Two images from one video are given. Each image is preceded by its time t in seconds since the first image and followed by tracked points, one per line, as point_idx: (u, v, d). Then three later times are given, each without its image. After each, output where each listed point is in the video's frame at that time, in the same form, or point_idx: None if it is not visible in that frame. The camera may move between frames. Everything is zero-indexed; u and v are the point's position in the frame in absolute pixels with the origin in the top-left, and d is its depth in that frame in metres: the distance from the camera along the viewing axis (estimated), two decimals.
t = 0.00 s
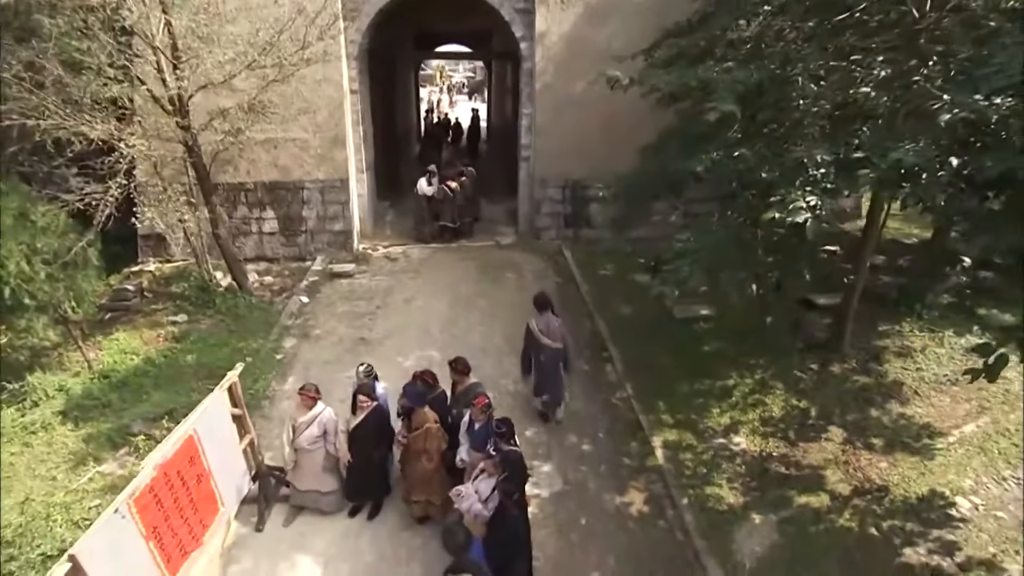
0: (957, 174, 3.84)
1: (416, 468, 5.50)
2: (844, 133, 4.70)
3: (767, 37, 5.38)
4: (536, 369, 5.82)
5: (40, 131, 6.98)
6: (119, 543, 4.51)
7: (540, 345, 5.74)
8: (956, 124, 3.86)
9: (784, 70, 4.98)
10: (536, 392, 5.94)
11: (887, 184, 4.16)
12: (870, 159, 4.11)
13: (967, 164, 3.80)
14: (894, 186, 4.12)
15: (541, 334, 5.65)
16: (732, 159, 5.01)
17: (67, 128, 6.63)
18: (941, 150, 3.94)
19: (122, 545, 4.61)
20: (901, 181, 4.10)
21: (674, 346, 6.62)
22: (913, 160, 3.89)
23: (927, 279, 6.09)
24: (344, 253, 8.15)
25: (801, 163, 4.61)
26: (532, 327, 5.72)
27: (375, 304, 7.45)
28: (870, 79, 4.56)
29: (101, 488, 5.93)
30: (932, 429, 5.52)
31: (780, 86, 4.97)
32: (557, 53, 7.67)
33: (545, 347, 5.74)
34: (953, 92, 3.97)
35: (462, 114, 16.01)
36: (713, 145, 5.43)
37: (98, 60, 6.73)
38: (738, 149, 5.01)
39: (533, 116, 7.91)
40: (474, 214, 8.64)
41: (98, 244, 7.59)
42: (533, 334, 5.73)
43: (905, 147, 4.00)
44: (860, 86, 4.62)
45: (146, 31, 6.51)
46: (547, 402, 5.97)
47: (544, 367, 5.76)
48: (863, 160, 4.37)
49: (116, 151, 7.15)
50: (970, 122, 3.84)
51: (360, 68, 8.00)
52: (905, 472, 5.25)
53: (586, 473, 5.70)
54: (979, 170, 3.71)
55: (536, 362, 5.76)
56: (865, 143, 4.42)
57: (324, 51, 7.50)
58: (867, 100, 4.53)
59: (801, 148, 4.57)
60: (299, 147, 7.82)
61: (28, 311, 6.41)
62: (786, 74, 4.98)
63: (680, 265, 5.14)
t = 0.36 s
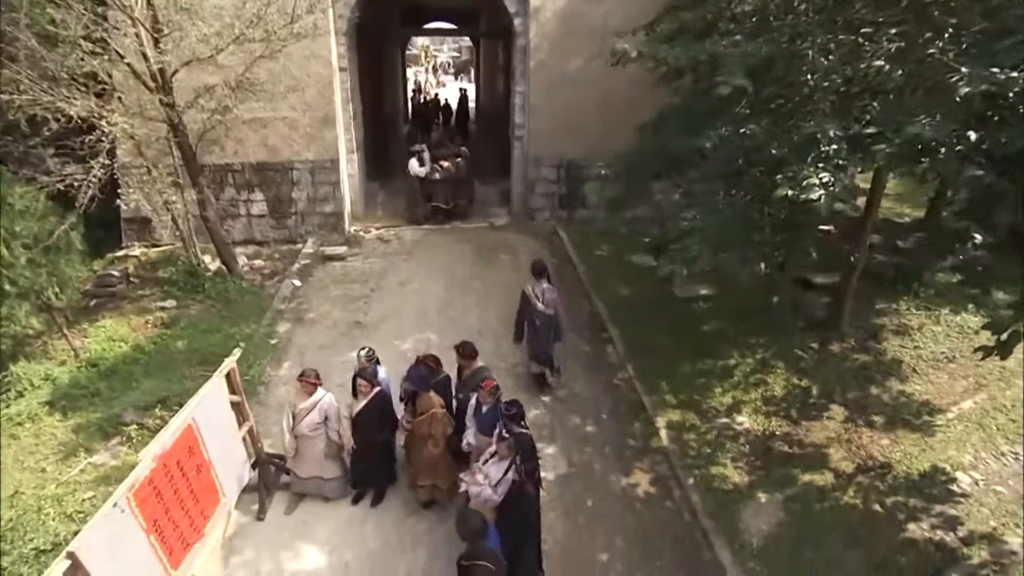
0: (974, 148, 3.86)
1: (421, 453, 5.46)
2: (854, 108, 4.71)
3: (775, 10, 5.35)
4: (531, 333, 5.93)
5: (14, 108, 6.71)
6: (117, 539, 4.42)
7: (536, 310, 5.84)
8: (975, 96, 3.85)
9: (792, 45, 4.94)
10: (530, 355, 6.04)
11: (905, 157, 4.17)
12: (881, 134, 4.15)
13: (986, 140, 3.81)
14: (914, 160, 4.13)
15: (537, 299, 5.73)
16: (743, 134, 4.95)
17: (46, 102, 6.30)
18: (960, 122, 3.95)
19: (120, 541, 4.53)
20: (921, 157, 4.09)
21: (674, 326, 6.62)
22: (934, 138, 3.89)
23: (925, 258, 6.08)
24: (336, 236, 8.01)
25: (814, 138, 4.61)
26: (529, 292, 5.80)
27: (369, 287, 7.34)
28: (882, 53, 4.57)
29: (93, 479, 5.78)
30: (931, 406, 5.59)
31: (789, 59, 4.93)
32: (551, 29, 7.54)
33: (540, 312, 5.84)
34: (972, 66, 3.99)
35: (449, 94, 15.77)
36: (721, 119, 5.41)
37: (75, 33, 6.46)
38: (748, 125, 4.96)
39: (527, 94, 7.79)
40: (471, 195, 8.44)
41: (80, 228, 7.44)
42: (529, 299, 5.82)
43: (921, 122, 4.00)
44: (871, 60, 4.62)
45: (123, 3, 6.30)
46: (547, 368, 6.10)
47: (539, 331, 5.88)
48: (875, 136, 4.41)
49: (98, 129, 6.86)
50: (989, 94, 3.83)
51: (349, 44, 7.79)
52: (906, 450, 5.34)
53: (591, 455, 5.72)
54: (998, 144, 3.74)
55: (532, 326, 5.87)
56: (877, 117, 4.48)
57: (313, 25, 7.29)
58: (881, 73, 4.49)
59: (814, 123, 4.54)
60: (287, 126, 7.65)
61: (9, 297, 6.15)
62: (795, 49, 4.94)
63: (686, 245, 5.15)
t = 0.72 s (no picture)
0: (986, 123, 3.93)
1: (424, 438, 5.41)
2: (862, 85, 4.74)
3: None
4: (518, 298, 6.05)
5: None
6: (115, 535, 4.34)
7: (524, 277, 5.96)
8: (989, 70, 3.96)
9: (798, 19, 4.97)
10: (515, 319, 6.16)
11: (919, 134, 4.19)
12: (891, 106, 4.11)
13: (998, 112, 3.89)
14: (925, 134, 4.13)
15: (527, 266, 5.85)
16: (746, 111, 5.09)
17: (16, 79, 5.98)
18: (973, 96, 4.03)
19: (119, 536, 4.45)
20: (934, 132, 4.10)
21: (670, 306, 6.64)
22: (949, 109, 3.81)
23: (920, 237, 6.32)
24: (324, 219, 7.86)
25: (821, 113, 4.61)
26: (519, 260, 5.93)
27: (361, 271, 7.22)
28: (890, 26, 4.62)
29: (82, 474, 5.61)
30: (926, 382, 5.70)
31: (794, 34, 4.96)
32: (542, 5, 7.37)
33: (528, 279, 5.96)
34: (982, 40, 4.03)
35: (432, 75, 15.51)
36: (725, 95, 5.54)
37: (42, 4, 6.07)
38: (752, 100, 5.09)
39: (517, 72, 7.64)
40: (463, 175, 8.29)
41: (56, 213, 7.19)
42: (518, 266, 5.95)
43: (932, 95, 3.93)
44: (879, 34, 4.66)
45: None
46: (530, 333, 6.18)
47: (526, 296, 6.01)
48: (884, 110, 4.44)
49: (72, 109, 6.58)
50: (1004, 67, 3.93)
51: (333, 20, 7.58)
52: (903, 425, 5.44)
53: (594, 437, 5.74)
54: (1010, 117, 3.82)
55: (520, 291, 5.99)
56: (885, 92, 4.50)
57: None
58: (889, 47, 4.53)
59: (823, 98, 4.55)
60: (270, 105, 7.46)
61: None
62: (799, 23, 4.97)
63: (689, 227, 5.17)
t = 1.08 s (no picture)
0: (995, 95, 3.86)
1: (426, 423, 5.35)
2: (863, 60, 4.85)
3: None
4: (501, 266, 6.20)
5: None
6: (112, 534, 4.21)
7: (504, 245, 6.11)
8: (997, 40, 3.89)
9: None
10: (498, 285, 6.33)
11: (925, 107, 4.13)
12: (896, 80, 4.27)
13: (1005, 84, 3.84)
14: (934, 107, 4.05)
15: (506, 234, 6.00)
16: (747, 87, 5.18)
17: None
18: (981, 68, 3.96)
19: (117, 535, 4.32)
20: (943, 105, 4.03)
21: (665, 286, 6.66)
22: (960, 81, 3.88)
23: (909, 214, 6.44)
24: (309, 203, 7.73)
25: (826, 88, 4.71)
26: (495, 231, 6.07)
27: (350, 256, 7.13)
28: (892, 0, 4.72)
29: (67, 470, 5.41)
30: (918, 357, 5.82)
31: (796, 8, 5.06)
32: None
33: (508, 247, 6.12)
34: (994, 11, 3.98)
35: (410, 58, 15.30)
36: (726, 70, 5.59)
37: None
38: (753, 75, 5.18)
39: (505, 50, 7.53)
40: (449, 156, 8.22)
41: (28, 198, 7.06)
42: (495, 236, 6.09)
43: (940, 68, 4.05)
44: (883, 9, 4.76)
45: None
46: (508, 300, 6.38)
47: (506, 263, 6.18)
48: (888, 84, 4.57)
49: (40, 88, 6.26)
50: (1013, 37, 3.85)
51: None
52: (898, 400, 5.57)
53: (595, 418, 5.75)
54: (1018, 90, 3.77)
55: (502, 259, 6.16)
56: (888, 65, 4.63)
57: None
58: (894, 19, 4.63)
59: (829, 73, 4.67)
60: (251, 86, 7.32)
61: None
62: None
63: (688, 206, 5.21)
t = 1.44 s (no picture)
0: (994, 68, 4.07)
1: (428, 409, 5.28)
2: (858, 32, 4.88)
3: None
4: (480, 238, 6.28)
5: None
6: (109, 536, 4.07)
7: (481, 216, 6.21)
8: (996, 14, 4.18)
9: None
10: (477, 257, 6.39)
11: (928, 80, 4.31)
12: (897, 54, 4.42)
13: (1005, 57, 4.04)
14: (938, 80, 4.25)
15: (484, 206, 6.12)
16: (745, 62, 5.25)
17: None
18: (982, 40, 4.16)
19: (114, 536, 4.18)
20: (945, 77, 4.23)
21: (656, 266, 6.69)
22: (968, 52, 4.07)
23: (891, 191, 6.47)
24: (291, 189, 7.66)
25: (826, 62, 4.74)
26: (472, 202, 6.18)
27: (337, 242, 7.06)
28: None
29: (50, 470, 5.21)
30: (906, 332, 5.96)
31: None
32: None
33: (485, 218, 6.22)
34: None
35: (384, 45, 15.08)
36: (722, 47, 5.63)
37: None
38: (750, 51, 5.24)
39: (488, 30, 7.38)
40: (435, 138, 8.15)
41: None
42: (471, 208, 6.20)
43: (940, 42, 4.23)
44: None
45: None
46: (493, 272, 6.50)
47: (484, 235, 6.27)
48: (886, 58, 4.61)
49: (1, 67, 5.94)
50: (1012, 11, 4.14)
51: None
52: (888, 374, 5.71)
53: (595, 400, 5.77)
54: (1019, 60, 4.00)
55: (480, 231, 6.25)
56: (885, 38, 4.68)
57: None
58: None
59: (830, 47, 4.69)
60: (228, 68, 7.16)
61: None
62: None
63: (683, 187, 5.26)
